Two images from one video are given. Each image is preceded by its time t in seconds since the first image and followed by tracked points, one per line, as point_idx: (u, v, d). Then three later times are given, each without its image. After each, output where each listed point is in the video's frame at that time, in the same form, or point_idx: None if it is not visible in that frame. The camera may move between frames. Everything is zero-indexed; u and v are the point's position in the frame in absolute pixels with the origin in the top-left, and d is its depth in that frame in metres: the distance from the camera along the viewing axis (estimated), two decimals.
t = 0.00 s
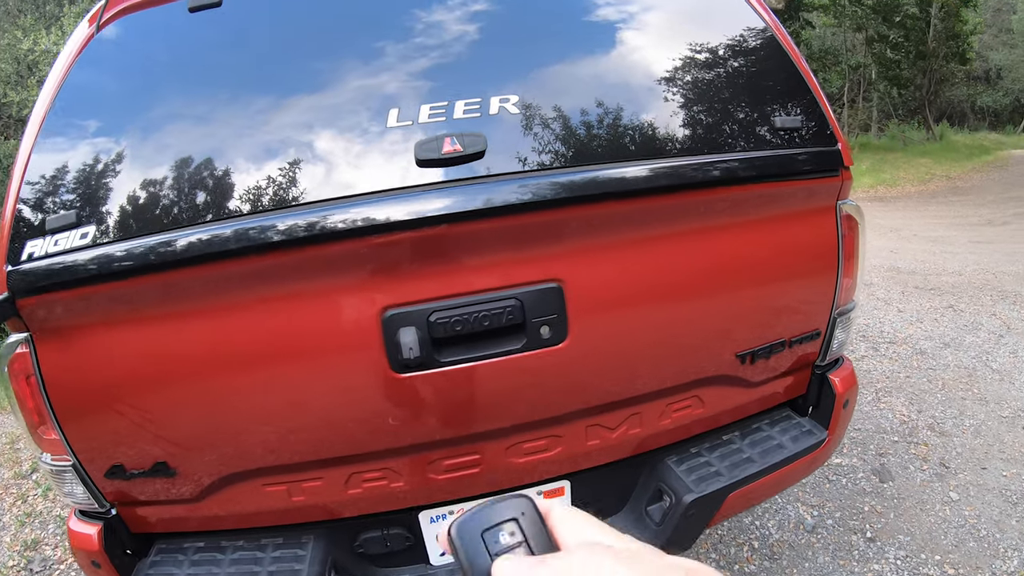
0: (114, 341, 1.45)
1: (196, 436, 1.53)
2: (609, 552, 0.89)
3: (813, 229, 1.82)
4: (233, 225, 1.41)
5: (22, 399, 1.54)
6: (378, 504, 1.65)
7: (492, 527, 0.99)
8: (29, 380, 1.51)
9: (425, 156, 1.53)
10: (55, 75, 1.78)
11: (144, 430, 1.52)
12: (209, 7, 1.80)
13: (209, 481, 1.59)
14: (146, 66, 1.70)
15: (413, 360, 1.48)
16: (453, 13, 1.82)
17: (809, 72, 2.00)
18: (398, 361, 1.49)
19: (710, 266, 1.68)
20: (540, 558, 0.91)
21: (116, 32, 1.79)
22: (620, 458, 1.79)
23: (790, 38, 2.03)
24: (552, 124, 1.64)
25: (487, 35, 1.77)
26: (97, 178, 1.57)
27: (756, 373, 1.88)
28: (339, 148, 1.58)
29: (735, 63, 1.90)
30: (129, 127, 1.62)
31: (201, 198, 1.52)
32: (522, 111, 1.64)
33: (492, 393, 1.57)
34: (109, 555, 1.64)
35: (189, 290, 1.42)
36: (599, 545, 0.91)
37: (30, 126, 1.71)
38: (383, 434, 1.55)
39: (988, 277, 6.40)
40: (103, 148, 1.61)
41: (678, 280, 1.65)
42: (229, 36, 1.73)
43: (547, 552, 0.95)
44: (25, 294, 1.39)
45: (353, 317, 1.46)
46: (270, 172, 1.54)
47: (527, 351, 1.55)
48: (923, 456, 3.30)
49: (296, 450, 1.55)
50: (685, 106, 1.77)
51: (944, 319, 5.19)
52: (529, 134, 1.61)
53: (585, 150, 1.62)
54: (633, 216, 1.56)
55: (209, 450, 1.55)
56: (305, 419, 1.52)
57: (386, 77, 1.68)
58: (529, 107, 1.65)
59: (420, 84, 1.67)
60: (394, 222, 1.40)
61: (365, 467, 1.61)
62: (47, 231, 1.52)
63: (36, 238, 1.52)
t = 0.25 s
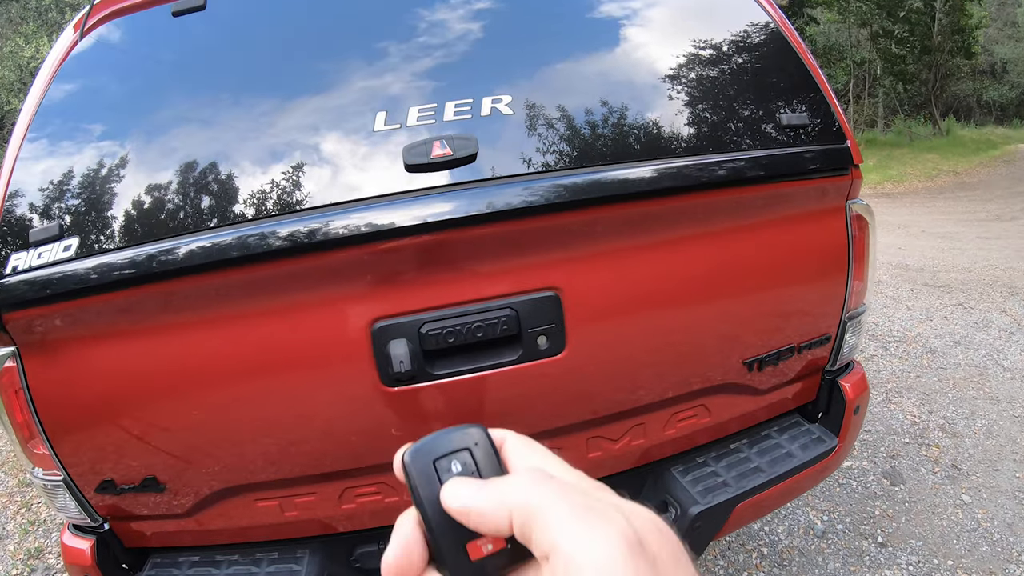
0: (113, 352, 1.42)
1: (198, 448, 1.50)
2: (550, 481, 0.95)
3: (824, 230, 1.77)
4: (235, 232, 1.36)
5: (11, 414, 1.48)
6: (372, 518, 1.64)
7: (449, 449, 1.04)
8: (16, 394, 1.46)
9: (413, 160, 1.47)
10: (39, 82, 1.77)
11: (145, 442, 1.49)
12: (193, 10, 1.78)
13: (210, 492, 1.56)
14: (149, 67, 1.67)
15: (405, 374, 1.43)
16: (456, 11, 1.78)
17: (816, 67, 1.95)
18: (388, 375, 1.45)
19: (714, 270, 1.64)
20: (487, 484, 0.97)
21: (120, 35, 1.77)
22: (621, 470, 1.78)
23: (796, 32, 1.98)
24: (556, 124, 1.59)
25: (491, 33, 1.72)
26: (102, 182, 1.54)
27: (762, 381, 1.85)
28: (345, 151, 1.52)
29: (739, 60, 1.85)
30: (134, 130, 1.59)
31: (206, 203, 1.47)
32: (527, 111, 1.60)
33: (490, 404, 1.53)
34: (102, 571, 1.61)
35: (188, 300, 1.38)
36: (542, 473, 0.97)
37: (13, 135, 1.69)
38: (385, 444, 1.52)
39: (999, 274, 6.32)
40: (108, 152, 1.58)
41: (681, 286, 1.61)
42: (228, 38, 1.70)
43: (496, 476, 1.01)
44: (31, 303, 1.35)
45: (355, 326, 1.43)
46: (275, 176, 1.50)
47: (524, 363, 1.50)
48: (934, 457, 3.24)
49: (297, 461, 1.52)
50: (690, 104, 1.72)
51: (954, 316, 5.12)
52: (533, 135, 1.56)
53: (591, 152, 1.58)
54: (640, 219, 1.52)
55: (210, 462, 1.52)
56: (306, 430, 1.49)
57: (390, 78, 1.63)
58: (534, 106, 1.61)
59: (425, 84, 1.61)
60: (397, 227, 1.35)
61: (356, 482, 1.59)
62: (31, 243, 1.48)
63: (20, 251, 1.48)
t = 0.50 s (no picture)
0: (116, 352, 1.39)
1: (201, 449, 1.48)
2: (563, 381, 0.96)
3: (833, 223, 1.74)
4: (236, 229, 1.33)
5: (8, 416, 1.47)
6: (372, 520, 1.62)
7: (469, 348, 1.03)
8: (12, 397, 1.45)
9: (407, 155, 1.44)
10: (32, 83, 1.77)
11: (146, 444, 1.47)
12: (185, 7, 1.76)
13: (212, 493, 1.54)
14: (152, 65, 1.65)
15: (400, 374, 1.41)
16: (460, 5, 1.74)
17: (822, 59, 1.92)
18: (383, 375, 1.42)
19: (718, 266, 1.61)
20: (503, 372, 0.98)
21: (122, 34, 1.75)
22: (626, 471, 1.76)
23: (802, 25, 1.96)
24: (561, 121, 1.56)
25: (495, 27, 1.69)
26: (106, 183, 1.51)
27: (769, 380, 1.82)
28: (351, 149, 1.49)
29: (745, 52, 1.82)
30: (140, 129, 1.56)
31: (212, 204, 1.44)
32: (531, 107, 1.56)
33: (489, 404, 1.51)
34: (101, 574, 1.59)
35: (189, 299, 1.35)
36: (557, 371, 0.98)
37: (7, 135, 1.69)
38: (387, 443, 1.50)
39: (1009, 268, 6.25)
40: (113, 150, 1.55)
41: (685, 283, 1.58)
42: (230, 35, 1.68)
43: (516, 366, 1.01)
44: (31, 303, 1.33)
45: (358, 324, 1.40)
46: (280, 176, 1.46)
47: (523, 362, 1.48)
48: (944, 455, 3.19)
49: (299, 462, 1.50)
50: (696, 98, 1.68)
51: (964, 311, 5.06)
52: (538, 132, 1.53)
53: (598, 149, 1.54)
54: (646, 213, 1.49)
55: (212, 463, 1.50)
56: (309, 430, 1.47)
57: (396, 73, 1.60)
58: (538, 103, 1.57)
59: (429, 80, 1.58)
60: (398, 222, 1.32)
61: (354, 484, 1.57)
62: (24, 245, 1.46)
63: (13, 253, 1.46)
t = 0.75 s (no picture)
0: (121, 350, 1.40)
1: (207, 445, 1.48)
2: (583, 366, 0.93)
3: (836, 216, 1.73)
4: (240, 224, 1.33)
5: (14, 413, 1.47)
6: (377, 516, 1.62)
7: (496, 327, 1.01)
8: (18, 395, 1.45)
9: (408, 150, 1.44)
10: (34, 84, 1.77)
11: (152, 440, 1.48)
12: (185, 6, 1.77)
13: (218, 489, 1.55)
14: (156, 64, 1.66)
15: (402, 368, 1.41)
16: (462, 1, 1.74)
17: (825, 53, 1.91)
18: (387, 370, 1.43)
19: (721, 259, 1.61)
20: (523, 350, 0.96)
21: (124, 35, 1.75)
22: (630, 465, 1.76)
23: (804, 18, 1.95)
24: (564, 117, 1.55)
25: (497, 23, 1.69)
26: (111, 183, 1.51)
27: (773, 373, 1.82)
28: (355, 147, 1.48)
29: (749, 46, 1.81)
30: (141, 128, 1.57)
31: (217, 203, 1.44)
32: (534, 103, 1.56)
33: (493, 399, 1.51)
34: (107, 570, 1.60)
35: (194, 295, 1.35)
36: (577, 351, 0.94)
37: (10, 135, 1.70)
38: (392, 438, 1.50)
39: (1014, 262, 6.23)
40: (117, 151, 1.55)
41: (688, 276, 1.58)
42: (232, 33, 1.68)
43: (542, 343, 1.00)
44: (36, 302, 1.33)
45: (362, 319, 1.40)
46: (284, 174, 1.46)
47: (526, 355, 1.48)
48: (950, 449, 3.18)
49: (305, 457, 1.51)
50: (700, 93, 1.68)
51: (969, 305, 5.04)
52: (541, 129, 1.52)
53: (602, 145, 1.53)
54: (649, 206, 1.49)
55: (218, 459, 1.50)
56: (314, 425, 1.47)
57: (398, 69, 1.60)
58: (541, 98, 1.57)
59: (432, 75, 1.58)
60: (400, 217, 1.32)
61: (358, 479, 1.57)
62: (28, 243, 1.47)
63: (17, 251, 1.47)
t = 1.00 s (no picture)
0: (125, 348, 1.41)
1: (211, 443, 1.49)
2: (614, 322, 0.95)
3: (837, 212, 1.74)
4: (243, 222, 1.35)
5: (19, 411, 1.49)
6: (379, 513, 1.62)
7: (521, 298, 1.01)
8: (22, 393, 1.47)
9: (408, 148, 1.44)
10: (38, 84, 1.77)
11: (155, 438, 1.49)
12: (187, 6, 1.77)
13: (222, 486, 1.56)
14: (159, 64, 1.66)
15: (404, 365, 1.42)
16: None
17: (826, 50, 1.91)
18: (388, 367, 1.44)
19: (722, 256, 1.61)
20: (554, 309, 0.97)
21: (128, 35, 1.76)
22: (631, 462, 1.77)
23: (805, 17, 1.95)
24: (566, 115, 1.55)
25: (499, 22, 1.69)
26: (114, 182, 1.52)
27: (774, 369, 1.82)
28: (358, 145, 1.49)
29: (751, 43, 1.81)
30: (144, 128, 1.58)
31: (220, 202, 1.44)
32: (537, 101, 1.56)
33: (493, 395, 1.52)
34: (111, 566, 1.61)
35: (198, 293, 1.36)
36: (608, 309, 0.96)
37: (15, 135, 1.70)
38: (393, 435, 1.51)
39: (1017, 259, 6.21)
40: (120, 150, 1.56)
41: (688, 273, 1.59)
42: (236, 32, 1.69)
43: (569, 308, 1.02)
44: (40, 300, 1.35)
45: (364, 316, 1.41)
46: (287, 173, 1.46)
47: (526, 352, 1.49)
48: (952, 446, 3.18)
49: (308, 454, 1.52)
50: (702, 91, 1.68)
51: (972, 303, 5.04)
52: (544, 127, 1.52)
53: (604, 142, 1.54)
54: (650, 203, 1.49)
55: (221, 457, 1.51)
56: (317, 422, 1.48)
57: (399, 67, 1.60)
58: (543, 96, 1.57)
59: (434, 74, 1.59)
60: (402, 215, 1.33)
61: (360, 475, 1.58)
62: (32, 242, 1.47)
63: (22, 250, 1.48)
